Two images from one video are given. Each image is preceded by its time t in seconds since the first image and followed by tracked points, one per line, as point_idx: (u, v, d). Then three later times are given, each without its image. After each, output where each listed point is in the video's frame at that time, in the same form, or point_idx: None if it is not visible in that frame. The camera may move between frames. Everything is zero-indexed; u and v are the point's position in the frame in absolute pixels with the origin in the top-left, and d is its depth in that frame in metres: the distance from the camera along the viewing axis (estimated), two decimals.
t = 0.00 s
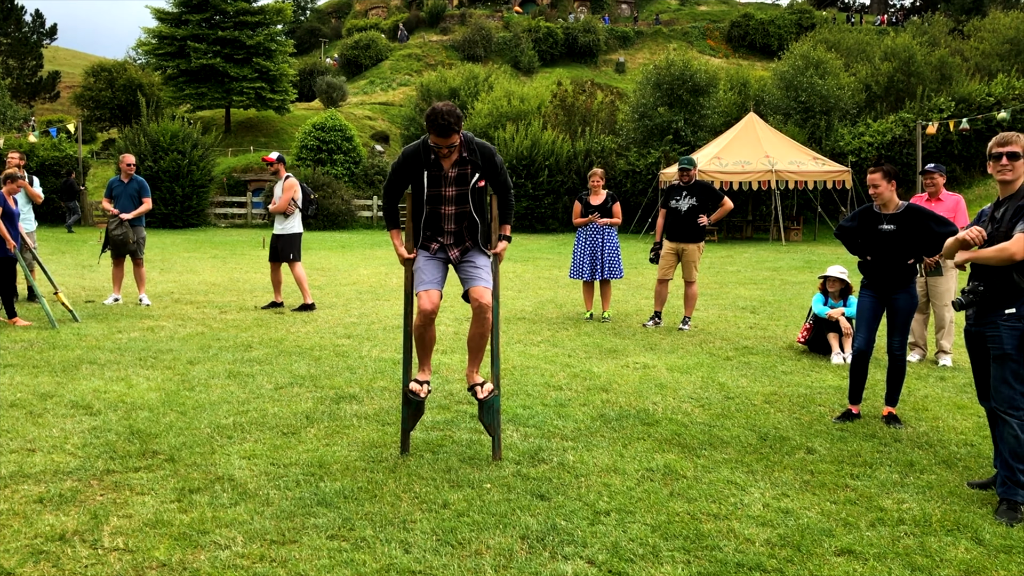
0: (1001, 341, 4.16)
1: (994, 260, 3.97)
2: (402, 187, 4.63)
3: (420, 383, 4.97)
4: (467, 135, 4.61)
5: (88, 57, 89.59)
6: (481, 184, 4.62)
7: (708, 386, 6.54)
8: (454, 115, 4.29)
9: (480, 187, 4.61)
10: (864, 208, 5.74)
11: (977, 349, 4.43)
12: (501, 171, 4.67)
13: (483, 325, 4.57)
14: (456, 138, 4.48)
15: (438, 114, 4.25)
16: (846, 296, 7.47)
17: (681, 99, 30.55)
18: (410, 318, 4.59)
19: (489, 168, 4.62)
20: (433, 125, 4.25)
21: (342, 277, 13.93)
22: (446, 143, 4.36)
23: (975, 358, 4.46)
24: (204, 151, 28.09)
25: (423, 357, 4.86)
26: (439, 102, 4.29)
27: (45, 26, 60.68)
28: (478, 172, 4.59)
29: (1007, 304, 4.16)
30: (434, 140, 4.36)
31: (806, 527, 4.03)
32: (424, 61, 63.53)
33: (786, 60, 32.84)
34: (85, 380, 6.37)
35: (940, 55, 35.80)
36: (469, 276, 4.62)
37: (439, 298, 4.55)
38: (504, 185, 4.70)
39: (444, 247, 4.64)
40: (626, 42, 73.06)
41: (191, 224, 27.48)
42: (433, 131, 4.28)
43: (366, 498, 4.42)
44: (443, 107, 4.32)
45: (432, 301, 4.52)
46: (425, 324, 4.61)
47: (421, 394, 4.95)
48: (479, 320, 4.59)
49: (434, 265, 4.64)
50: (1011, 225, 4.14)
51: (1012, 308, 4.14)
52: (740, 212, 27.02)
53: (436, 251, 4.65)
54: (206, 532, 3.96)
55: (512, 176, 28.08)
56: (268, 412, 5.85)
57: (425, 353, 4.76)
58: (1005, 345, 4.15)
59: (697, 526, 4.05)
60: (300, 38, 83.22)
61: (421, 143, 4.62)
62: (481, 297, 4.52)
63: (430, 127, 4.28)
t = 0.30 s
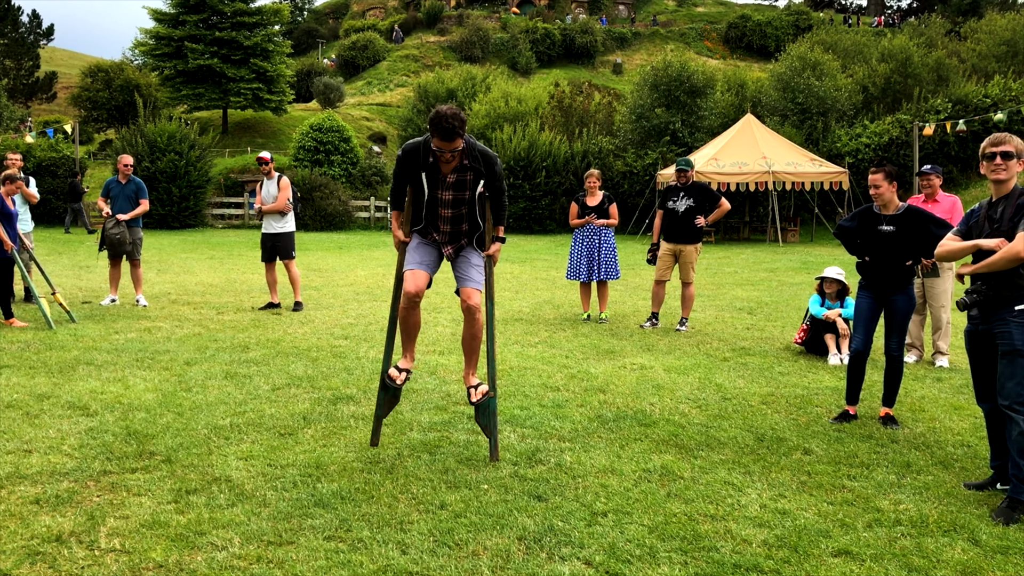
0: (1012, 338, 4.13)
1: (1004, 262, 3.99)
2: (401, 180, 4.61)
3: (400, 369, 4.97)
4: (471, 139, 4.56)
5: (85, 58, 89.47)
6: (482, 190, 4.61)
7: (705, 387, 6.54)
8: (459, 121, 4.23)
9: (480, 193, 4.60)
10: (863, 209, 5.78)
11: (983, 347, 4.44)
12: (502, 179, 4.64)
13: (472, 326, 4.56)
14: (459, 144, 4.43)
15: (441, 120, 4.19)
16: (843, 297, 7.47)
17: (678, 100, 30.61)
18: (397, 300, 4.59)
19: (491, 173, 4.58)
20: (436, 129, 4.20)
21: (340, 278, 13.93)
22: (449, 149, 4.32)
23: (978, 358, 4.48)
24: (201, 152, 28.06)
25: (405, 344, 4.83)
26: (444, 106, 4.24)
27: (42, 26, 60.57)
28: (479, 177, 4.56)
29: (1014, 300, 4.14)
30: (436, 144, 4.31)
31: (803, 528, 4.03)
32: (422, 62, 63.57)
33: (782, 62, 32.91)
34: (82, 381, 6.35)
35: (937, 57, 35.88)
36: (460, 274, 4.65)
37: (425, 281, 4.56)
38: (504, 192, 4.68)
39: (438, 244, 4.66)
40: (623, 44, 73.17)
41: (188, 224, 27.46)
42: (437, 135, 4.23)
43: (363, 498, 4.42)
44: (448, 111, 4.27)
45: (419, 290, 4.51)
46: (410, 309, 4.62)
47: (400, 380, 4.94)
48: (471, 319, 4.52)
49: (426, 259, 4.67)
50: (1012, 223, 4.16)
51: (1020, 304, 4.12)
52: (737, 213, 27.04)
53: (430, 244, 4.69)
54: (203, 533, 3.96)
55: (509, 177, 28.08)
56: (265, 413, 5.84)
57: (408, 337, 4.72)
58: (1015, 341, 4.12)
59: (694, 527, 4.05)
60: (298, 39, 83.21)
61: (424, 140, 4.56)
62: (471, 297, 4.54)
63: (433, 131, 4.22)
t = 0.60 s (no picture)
0: (1016, 339, 4.15)
1: (1007, 262, 3.97)
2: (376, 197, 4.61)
3: (376, 392, 4.91)
4: (438, 144, 4.52)
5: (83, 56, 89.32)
6: (455, 194, 4.59)
7: (702, 387, 6.54)
8: (423, 131, 4.21)
9: (454, 197, 4.58)
10: (864, 207, 5.77)
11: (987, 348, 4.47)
12: (475, 179, 4.61)
13: (463, 328, 4.61)
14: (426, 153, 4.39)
15: (406, 134, 4.15)
16: (841, 297, 7.48)
17: (676, 99, 30.62)
18: (374, 316, 4.51)
19: (463, 179, 4.57)
20: (400, 142, 4.17)
21: (337, 277, 13.90)
22: (416, 161, 4.28)
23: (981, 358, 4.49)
24: (199, 150, 28.01)
25: (382, 363, 4.77)
26: (408, 118, 4.20)
27: (40, 24, 60.35)
28: (451, 183, 4.55)
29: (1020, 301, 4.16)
30: (402, 157, 4.29)
31: (800, 528, 4.03)
32: (420, 61, 63.52)
33: (780, 61, 32.94)
34: (79, 380, 6.34)
35: (935, 57, 35.90)
36: (447, 279, 4.67)
37: (404, 293, 4.52)
38: (480, 190, 4.64)
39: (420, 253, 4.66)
40: (622, 43, 73.13)
41: (186, 223, 27.40)
42: (401, 148, 4.21)
43: (360, 498, 4.41)
44: (412, 123, 4.23)
45: (396, 296, 4.48)
46: (388, 324, 4.54)
47: (377, 402, 4.90)
48: (461, 325, 4.60)
49: (408, 268, 4.65)
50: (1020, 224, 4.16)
51: None
52: (735, 213, 27.04)
53: (411, 256, 4.68)
54: (200, 532, 3.95)
55: (507, 177, 28.05)
56: (262, 412, 5.84)
57: (385, 355, 4.62)
58: (1018, 343, 4.14)
59: (691, 527, 4.05)
60: (296, 37, 83.10)
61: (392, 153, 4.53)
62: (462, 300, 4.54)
63: (397, 144, 4.20)
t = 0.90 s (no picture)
0: None
1: None
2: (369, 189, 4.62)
3: (375, 389, 4.82)
4: (432, 136, 4.50)
5: (85, 52, 89.22)
6: (446, 188, 4.54)
7: (704, 385, 6.54)
8: (417, 120, 4.18)
9: (445, 191, 4.54)
10: (865, 204, 5.76)
11: (1000, 348, 4.46)
12: (470, 172, 4.55)
13: (458, 326, 4.56)
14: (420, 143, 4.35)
15: (397, 124, 4.14)
16: (842, 295, 7.47)
17: (678, 97, 30.63)
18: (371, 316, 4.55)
19: (456, 172, 4.52)
20: (393, 131, 4.15)
21: (338, 274, 13.91)
22: (410, 151, 4.26)
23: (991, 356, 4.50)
24: (201, 147, 28.01)
25: (381, 362, 4.73)
26: (402, 107, 4.18)
27: (41, 22, 60.33)
28: (445, 176, 4.51)
29: None
30: (397, 147, 4.26)
31: (802, 526, 4.03)
32: (421, 58, 63.52)
33: (782, 59, 32.92)
34: (80, 377, 6.35)
35: (936, 55, 35.85)
36: (441, 275, 4.65)
37: (400, 293, 4.52)
38: (474, 184, 4.58)
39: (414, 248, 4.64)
40: (623, 40, 73.04)
41: (187, 220, 27.41)
42: (395, 137, 4.19)
43: (361, 495, 4.42)
44: (405, 112, 4.21)
45: (392, 297, 4.49)
46: (385, 326, 4.56)
47: (376, 400, 4.81)
48: (456, 321, 4.55)
49: (401, 264, 4.66)
50: None
51: None
52: (736, 210, 27.02)
53: (404, 252, 4.68)
54: (202, 529, 3.96)
55: (509, 174, 28.02)
56: (264, 409, 5.84)
57: (385, 355, 4.62)
58: None
59: (692, 524, 4.06)
60: (297, 35, 83.03)
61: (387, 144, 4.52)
62: (455, 292, 4.52)
63: (391, 134, 4.18)
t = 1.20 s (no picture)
0: None
1: None
2: (388, 178, 4.52)
3: (379, 386, 4.84)
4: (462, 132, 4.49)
5: (92, 52, 89.46)
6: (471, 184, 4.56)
7: (711, 382, 6.51)
8: (452, 115, 4.16)
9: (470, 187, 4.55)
10: (868, 200, 5.72)
11: None
12: (491, 173, 4.61)
13: (469, 328, 4.55)
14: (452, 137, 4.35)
15: (436, 115, 4.11)
16: (849, 292, 7.46)
17: (684, 94, 30.54)
18: (375, 314, 4.57)
19: (480, 168, 4.53)
20: (429, 123, 4.11)
21: (345, 272, 13.91)
22: (443, 145, 4.26)
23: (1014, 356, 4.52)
24: (207, 146, 28.02)
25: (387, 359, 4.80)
26: (438, 101, 4.15)
27: (48, 22, 60.48)
28: (469, 171, 4.50)
29: None
30: (430, 138, 4.23)
31: (810, 523, 4.03)
32: (427, 56, 63.55)
33: (788, 55, 32.81)
34: (89, 375, 6.37)
35: (944, 50, 35.65)
36: (451, 274, 4.65)
37: (404, 294, 4.54)
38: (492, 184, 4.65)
39: (424, 243, 4.64)
40: (629, 37, 72.84)
41: (194, 218, 27.47)
42: (431, 129, 4.15)
43: (368, 493, 4.42)
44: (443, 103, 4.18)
45: (395, 296, 4.51)
46: (389, 323, 4.61)
47: (381, 397, 4.82)
48: (467, 323, 4.54)
49: (410, 259, 4.63)
50: None
51: None
52: (743, 207, 26.93)
53: (414, 247, 4.65)
54: (210, 527, 3.96)
55: (515, 172, 27.98)
56: (270, 407, 5.85)
57: (391, 352, 4.72)
58: None
59: (700, 522, 4.05)
60: (304, 33, 83.04)
61: (412, 134, 4.48)
62: (466, 296, 4.53)
63: (426, 124, 4.13)
